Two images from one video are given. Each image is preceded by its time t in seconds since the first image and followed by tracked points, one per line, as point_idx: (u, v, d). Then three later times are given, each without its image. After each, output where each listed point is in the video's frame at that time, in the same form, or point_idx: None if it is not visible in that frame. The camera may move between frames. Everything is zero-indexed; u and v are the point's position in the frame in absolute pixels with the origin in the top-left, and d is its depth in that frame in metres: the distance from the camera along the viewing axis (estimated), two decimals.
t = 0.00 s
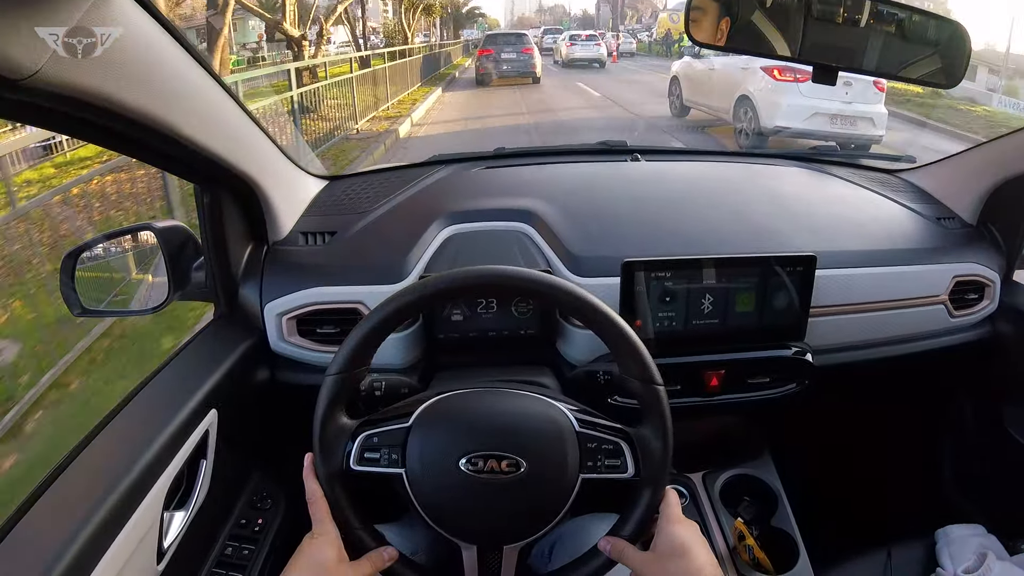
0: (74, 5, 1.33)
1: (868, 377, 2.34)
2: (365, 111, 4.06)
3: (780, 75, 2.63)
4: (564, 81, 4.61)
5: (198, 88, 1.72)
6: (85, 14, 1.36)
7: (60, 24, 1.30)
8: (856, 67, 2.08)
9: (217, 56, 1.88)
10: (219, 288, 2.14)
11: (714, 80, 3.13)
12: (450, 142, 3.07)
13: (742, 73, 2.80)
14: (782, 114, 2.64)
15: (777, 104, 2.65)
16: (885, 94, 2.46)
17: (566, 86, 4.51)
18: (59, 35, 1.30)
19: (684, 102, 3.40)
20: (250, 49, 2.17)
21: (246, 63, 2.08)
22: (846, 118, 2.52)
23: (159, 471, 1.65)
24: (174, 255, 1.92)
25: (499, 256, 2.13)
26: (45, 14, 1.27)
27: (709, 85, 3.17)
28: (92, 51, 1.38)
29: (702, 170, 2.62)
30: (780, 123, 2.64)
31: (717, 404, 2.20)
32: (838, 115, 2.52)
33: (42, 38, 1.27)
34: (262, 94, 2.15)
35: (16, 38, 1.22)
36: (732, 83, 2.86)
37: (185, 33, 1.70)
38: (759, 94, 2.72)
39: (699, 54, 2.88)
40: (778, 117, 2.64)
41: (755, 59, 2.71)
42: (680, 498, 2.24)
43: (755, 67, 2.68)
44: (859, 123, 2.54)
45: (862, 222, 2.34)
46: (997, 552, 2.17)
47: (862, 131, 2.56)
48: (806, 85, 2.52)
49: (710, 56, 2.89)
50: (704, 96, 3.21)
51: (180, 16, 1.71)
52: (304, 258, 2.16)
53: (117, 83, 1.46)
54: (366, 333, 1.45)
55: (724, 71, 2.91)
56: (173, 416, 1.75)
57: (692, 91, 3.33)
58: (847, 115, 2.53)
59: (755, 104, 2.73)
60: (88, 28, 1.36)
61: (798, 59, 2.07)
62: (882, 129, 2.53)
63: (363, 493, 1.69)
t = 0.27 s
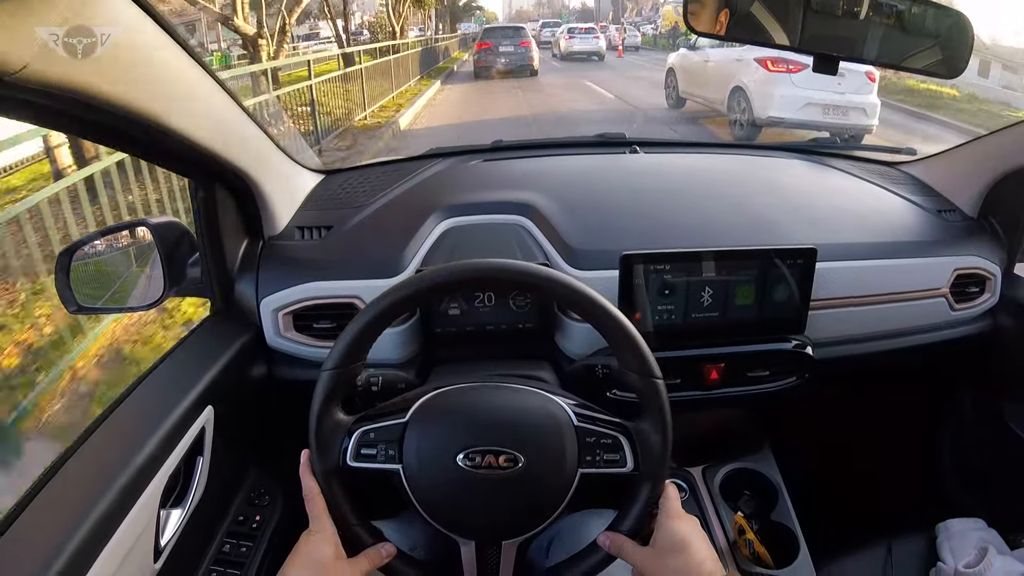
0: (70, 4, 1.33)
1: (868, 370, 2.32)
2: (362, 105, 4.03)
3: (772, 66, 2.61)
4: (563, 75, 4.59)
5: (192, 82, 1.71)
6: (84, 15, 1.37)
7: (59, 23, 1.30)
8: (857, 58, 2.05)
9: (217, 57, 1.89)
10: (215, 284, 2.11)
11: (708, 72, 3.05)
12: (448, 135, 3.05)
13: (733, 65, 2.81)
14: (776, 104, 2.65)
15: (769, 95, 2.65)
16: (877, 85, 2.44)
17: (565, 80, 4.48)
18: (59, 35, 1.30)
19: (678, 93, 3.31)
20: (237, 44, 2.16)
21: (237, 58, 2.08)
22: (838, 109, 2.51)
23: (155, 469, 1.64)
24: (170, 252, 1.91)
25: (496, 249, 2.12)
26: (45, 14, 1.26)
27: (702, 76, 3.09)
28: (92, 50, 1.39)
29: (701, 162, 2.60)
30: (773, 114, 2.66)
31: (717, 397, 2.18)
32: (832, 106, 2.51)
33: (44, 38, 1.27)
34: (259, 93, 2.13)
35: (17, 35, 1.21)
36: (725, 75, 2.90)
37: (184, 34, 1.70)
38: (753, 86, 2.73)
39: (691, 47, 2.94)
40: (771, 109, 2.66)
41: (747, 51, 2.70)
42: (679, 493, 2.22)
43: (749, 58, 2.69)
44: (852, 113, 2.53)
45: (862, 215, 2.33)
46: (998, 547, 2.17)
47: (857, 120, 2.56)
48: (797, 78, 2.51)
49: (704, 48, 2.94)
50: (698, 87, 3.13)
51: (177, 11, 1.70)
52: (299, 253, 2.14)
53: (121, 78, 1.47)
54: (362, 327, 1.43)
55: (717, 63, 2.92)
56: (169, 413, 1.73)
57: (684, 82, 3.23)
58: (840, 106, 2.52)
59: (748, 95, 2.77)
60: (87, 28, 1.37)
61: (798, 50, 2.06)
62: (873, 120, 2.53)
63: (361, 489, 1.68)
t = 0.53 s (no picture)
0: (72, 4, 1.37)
1: (860, 353, 2.35)
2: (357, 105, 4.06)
3: (755, 57, 2.72)
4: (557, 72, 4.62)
5: (196, 84, 1.77)
6: (85, 16, 1.40)
7: (61, 24, 1.33)
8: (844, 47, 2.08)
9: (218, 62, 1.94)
10: (215, 280, 2.15)
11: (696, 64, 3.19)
12: (442, 132, 3.08)
13: (721, 56, 2.93)
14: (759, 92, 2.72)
15: (751, 84, 2.74)
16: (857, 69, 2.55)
17: (558, 77, 4.50)
18: (59, 34, 1.33)
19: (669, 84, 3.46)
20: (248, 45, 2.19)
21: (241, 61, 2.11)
22: (818, 96, 2.60)
23: (158, 462, 1.68)
24: (170, 249, 1.93)
25: (491, 242, 2.15)
26: (44, 14, 1.30)
27: (691, 68, 3.23)
28: (92, 50, 1.42)
29: (692, 152, 2.62)
30: (755, 101, 2.71)
31: (712, 383, 2.21)
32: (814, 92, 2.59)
33: (45, 38, 1.30)
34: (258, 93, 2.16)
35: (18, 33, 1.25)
36: (712, 68, 3.02)
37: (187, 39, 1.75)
38: (736, 75, 2.82)
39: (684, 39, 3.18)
40: (752, 96, 2.72)
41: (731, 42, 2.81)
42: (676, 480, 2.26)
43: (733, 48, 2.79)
44: (833, 99, 2.61)
45: (851, 200, 2.35)
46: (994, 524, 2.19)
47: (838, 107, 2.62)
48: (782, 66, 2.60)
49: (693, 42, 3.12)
50: (687, 79, 3.28)
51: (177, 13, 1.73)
52: (297, 250, 2.18)
53: (125, 77, 1.52)
54: (359, 320, 1.46)
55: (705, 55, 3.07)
56: (171, 408, 1.77)
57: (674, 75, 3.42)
58: (819, 93, 2.61)
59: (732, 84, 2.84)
60: (88, 28, 1.41)
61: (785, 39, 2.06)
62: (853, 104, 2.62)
63: (360, 477, 1.71)
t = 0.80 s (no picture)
0: (71, 3, 1.36)
1: (861, 367, 2.35)
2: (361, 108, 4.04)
3: (750, 67, 2.87)
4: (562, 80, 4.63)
5: (200, 84, 1.77)
6: (85, 15, 1.40)
7: (61, 24, 1.32)
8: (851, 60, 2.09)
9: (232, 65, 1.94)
10: (218, 279, 2.19)
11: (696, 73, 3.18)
12: (447, 137, 3.09)
13: (719, 65, 3.05)
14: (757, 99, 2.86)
15: (748, 92, 2.89)
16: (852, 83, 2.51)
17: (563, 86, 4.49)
18: (59, 35, 1.32)
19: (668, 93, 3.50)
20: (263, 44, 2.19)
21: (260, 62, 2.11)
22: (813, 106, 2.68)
23: (158, 460, 1.67)
24: (176, 248, 1.93)
25: (495, 248, 2.15)
26: (43, 14, 1.28)
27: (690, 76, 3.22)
28: (94, 49, 1.42)
29: (697, 162, 2.63)
30: (750, 108, 2.88)
31: (713, 393, 2.21)
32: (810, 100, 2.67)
33: (45, 38, 1.29)
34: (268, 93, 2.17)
35: (22, 31, 1.24)
36: (710, 78, 3.12)
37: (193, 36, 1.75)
38: (734, 85, 2.97)
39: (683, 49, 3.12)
40: (749, 104, 2.87)
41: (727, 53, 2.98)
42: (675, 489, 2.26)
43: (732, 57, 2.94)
44: (828, 109, 2.65)
45: (856, 213, 2.36)
46: (993, 541, 2.19)
47: (832, 117, 2.66)
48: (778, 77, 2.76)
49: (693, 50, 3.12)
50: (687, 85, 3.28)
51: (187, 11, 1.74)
52: (301, 251, 2.18)
53: (126, 76, 1.51)
54: (363, 321, 1.45)
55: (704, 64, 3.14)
56: (173, 406, 1.77)
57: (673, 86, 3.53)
58: (816, 104, 2.68)
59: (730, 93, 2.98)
60: (88, 28, 1.40)
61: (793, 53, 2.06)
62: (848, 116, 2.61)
63: (358, 479, 1.71)
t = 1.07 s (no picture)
0: (70, 4, 1.32)
1: (864, 371, 2.35)
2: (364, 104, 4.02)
3: (745, 66, 3.06)
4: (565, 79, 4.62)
5: (202, 80, 1.74)
6: (85, 15, 1.36)
7: (60, 25, 1.29)
8: (857, 61, 2.09)
9: (234, 60, 1.91)
10: (220, 275, 2.16)
11: (693, 73, 3.47)
12: (451, 134, 3.08)
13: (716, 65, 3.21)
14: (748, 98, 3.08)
15: (743, 92, 3.09)
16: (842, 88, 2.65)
17: (567, 86, 4.48)
18: (59, 35, 1.29)
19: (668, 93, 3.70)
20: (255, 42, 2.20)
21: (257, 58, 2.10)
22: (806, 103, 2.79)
23: (158, 457, 1.66)
24: (176, 244, 1.92)
25: (499, 247, 2.14)
26: (42, 15, 1.25)
27: (688, 75, 3.51)
28: (93, 50, 1.38)
29: (702, 164, 2.62)
30: (745, 107, 3.08)
31: (716, 395, 2.21)
32: (801, 101, 2.82)
33: (44, 40, 1.25)
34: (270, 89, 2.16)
35: (22, 28, 1.20)
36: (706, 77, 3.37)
37: (195, 29, 1.72)
38: (729, 85, 3.19)
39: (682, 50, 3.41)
40: (743, 104, 3.08)
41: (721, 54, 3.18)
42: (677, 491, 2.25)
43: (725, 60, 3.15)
44: (820, 108, 2.77)
45: (861, 217, 2.35)
46: (993, 548, 2.19)
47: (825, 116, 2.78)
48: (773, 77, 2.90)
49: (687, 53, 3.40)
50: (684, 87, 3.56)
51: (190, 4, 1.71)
52: (305, 248, 2.16)
53: (127, 76, 1.48)
54: (367, 320, 1.43)
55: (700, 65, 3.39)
56: (173, 403, 1.75)
57: (675, 84, 3.64)
58: (810, 101, 2.80)
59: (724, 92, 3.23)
60: (88, 29, 1.36)
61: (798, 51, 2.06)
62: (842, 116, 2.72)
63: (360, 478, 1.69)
